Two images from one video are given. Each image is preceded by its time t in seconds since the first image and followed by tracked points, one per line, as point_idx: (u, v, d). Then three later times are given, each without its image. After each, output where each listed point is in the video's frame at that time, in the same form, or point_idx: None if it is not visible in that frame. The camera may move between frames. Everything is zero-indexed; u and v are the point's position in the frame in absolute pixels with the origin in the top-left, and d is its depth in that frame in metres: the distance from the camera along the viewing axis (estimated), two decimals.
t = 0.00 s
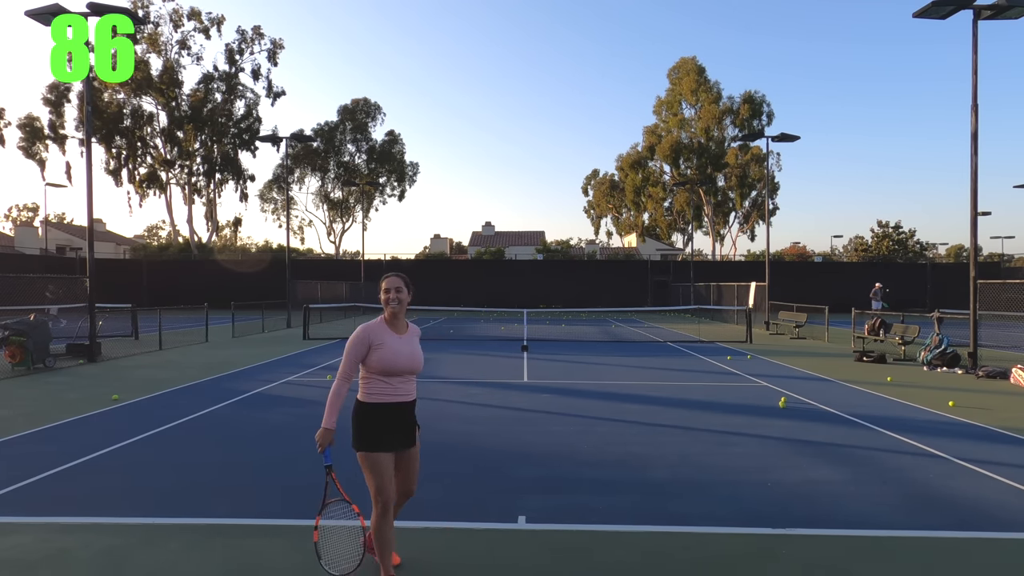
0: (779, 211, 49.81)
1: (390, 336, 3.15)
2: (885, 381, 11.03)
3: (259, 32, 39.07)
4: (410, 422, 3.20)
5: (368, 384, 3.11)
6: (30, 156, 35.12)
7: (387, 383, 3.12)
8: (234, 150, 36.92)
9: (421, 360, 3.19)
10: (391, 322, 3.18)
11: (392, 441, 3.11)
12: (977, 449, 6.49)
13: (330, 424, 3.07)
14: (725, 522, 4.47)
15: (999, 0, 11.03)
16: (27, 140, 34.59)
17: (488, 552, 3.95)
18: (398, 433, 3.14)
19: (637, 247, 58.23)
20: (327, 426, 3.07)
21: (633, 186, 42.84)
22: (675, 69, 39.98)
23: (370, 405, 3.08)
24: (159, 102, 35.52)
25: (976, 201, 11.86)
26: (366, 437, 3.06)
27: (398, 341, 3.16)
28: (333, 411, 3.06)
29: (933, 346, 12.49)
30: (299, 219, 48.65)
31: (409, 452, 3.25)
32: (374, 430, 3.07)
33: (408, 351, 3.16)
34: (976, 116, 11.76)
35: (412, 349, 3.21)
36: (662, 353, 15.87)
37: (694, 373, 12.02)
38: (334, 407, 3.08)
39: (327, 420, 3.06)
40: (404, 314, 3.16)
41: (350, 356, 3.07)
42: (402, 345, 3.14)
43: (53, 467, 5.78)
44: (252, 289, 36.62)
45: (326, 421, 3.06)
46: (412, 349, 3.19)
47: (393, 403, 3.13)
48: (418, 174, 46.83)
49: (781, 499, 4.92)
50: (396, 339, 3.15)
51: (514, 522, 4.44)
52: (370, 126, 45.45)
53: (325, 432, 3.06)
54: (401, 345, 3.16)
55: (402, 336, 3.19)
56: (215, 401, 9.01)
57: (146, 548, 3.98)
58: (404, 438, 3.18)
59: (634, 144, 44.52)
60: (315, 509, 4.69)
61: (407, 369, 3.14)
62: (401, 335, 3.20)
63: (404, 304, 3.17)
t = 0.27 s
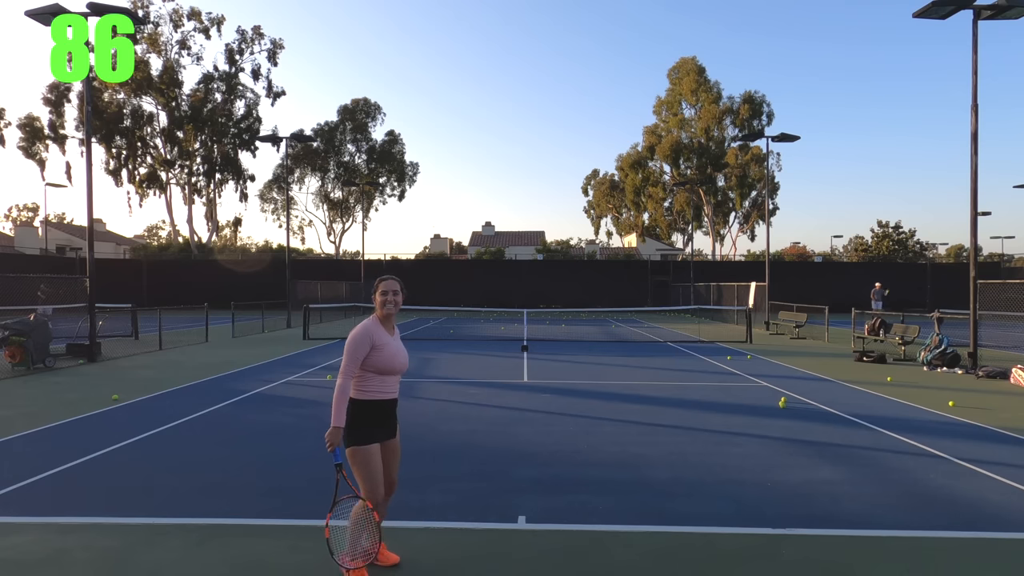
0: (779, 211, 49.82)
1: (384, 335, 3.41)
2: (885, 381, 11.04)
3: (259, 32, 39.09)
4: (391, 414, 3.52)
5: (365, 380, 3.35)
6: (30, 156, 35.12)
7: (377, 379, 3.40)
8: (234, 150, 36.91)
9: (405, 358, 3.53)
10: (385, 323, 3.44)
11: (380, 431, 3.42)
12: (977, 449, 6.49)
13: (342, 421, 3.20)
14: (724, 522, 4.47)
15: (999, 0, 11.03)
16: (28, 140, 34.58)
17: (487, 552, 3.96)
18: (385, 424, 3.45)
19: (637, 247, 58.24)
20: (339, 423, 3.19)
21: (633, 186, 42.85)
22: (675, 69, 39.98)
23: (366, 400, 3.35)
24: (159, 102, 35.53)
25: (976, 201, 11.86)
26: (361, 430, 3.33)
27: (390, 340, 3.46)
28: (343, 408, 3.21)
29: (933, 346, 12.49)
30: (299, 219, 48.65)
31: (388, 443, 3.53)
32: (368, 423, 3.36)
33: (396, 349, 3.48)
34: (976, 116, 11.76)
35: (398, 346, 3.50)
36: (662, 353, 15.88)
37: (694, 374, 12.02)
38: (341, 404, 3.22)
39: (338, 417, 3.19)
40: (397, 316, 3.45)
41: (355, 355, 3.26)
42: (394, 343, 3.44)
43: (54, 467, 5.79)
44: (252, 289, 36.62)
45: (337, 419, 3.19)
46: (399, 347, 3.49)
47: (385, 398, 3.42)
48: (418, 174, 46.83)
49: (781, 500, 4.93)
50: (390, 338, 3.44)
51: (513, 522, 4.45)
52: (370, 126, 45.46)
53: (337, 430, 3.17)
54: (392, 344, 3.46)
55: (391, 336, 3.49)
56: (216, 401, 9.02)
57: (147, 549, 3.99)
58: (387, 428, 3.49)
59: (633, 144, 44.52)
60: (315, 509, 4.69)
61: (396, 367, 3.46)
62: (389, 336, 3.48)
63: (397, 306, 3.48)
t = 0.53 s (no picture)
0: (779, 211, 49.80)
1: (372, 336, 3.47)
2: (886, 381, 10.99)
3: (259, 32, 39.07)
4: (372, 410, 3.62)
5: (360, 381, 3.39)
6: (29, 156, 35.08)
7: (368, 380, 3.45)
8: (234, 150, 36.87)
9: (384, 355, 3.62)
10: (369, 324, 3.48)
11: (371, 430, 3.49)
12: (979, 449, 6.43)
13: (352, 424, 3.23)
14: (724, 522, 4.42)
15: (999, 0, 10.99)
16: (27, 140, 34.53)
17: (485, 551, 3.92)
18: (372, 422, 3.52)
19: (637, 247, 58.20)
20: (349, 425, 3.21)
21: (633, 186, 42.80)
22: (675, 69, 39.94)
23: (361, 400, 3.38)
24: (159, 102, 35.52)
25: (977, 201, 11.81)
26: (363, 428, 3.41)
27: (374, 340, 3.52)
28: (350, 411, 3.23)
29: (933, 346, 12.44)
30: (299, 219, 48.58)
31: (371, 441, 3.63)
32: (362, 422, 3.41)
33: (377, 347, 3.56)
34: (976, 116, 11.71)
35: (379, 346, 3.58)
36: (663, 352, 15.83)
37: (694, 373, 11.97)
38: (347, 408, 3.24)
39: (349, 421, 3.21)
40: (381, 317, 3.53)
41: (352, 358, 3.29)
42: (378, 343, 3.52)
43: (54, 467, 5.74)
44: (252, 289, 36.57)
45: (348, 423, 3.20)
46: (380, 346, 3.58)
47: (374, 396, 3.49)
48: (418, 174, 46.79)
49: (781, 499, 4.88)
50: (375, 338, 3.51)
51: (513, 522, 4.40)
52: (370, 126, 45.42)
53: (349, 430, 3.21)
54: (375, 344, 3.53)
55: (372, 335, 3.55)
56: (217, 401, 8.97)
57: (146, 548, 3.94)
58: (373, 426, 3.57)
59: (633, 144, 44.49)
60: (314, 509, 4.64)
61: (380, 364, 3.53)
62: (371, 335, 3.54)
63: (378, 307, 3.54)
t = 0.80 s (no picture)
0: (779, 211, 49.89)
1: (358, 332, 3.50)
2: (885, 381, 11.04)
3: (259, 32, 39.11)
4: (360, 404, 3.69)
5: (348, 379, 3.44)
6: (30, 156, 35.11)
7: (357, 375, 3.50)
8: (234, 150, 36.90)
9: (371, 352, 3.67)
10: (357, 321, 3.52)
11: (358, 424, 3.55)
12: (979, 449, 6.48)
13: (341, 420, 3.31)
14: (724, 522, 4.47)
15: (999, 0, 11.03)
16: (27, 140, 34.57)
17: (486, 551, 3.98)
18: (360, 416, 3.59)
19: (637, 247, 58.27)
20: (340, 421, 3.29)
21: (633, 186, 42.85)
22: (675, 69, 39.97)
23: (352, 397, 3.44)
24: (160, 102, 35.58)
25: (976, 201, 11.85)
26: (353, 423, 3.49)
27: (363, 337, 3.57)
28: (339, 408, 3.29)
29: (933, 346, 12.49)
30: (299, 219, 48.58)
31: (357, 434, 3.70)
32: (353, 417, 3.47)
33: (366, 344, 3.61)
34: (976, 115, 11.73)
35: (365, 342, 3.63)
36: (662, 352, 15.88)
37: (695, 374, 12.02)
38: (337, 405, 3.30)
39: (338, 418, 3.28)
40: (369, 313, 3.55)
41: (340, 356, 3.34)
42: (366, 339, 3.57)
43: (54, 467, 5.79)
44: (252, 289, 36.61)
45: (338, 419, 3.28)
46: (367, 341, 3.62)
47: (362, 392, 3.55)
48: (418, 174, 46.84)
49: (781, 499, 4.93)
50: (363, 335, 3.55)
51: (513, 522, 4.45)
52: (370, 126, 45.47)
53: (338, 427, 3.28)
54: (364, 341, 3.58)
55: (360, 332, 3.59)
56: (217, 401, 9.02)
57: (147, 548, 3.99)
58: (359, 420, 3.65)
59: (634, 144, 44.54)
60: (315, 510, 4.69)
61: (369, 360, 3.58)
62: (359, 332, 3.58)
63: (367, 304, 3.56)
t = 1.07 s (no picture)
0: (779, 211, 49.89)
1: (358, 336, 3.51)
2: (886, 381, 11.03)
3: (259, 32, 39.10)
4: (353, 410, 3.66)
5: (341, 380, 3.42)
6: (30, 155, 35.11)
7: (354, 377, 3.50)
8: (234, 150, 36.91)
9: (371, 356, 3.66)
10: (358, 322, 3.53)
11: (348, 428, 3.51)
12: (979, 449, 6.49)
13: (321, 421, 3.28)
14: (726, 522, 4.47)
15: (999, 0, 11.02)
16: (27, 140, 34.57)
17: (487, 551, 3.98)
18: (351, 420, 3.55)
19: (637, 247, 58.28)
20: (320, 422, 3.26)
21: (633, 186, 42.86)
22: (675, 69, 39.96)
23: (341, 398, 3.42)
24: (159, 102, 35.56)
25: (976, 201, 11.86)
26: (339, 426, 3.42)
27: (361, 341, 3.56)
28: (322, 408, 3.27)
29: (932, 346, 12.49)
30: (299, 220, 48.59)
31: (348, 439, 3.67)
32: (342, 417, 3.44)
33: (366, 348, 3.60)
34: (975, 116, 11.76)
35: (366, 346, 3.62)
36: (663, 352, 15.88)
37: (695, 374, 12.02)
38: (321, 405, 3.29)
39: (319, 417, 3.26)
40: (374, 316, 3.56)
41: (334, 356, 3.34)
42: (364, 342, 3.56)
43: (54, 467, 5.78)
44: (252, 289, 36.62)
45: (318, 418, 3.25)
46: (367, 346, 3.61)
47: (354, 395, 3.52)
48: (418, 173, 46.84)
49: (782, 499, 4.93)
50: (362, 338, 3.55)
51: (513, 522, 4.45)
52: (370, 126, 45.47)
53: (319, 428, 3.26)
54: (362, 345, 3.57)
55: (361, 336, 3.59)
56: (217, 401, 9.02)
57: (146, 548, 3.99)
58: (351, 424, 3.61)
59: (633, 144, 44.54)
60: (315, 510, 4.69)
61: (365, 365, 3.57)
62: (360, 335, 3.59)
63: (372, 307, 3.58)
